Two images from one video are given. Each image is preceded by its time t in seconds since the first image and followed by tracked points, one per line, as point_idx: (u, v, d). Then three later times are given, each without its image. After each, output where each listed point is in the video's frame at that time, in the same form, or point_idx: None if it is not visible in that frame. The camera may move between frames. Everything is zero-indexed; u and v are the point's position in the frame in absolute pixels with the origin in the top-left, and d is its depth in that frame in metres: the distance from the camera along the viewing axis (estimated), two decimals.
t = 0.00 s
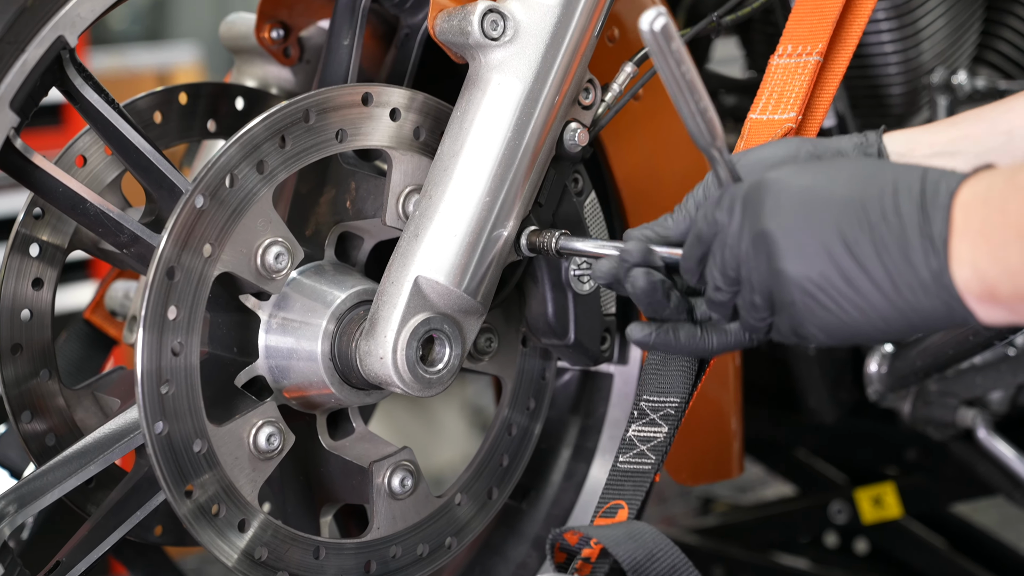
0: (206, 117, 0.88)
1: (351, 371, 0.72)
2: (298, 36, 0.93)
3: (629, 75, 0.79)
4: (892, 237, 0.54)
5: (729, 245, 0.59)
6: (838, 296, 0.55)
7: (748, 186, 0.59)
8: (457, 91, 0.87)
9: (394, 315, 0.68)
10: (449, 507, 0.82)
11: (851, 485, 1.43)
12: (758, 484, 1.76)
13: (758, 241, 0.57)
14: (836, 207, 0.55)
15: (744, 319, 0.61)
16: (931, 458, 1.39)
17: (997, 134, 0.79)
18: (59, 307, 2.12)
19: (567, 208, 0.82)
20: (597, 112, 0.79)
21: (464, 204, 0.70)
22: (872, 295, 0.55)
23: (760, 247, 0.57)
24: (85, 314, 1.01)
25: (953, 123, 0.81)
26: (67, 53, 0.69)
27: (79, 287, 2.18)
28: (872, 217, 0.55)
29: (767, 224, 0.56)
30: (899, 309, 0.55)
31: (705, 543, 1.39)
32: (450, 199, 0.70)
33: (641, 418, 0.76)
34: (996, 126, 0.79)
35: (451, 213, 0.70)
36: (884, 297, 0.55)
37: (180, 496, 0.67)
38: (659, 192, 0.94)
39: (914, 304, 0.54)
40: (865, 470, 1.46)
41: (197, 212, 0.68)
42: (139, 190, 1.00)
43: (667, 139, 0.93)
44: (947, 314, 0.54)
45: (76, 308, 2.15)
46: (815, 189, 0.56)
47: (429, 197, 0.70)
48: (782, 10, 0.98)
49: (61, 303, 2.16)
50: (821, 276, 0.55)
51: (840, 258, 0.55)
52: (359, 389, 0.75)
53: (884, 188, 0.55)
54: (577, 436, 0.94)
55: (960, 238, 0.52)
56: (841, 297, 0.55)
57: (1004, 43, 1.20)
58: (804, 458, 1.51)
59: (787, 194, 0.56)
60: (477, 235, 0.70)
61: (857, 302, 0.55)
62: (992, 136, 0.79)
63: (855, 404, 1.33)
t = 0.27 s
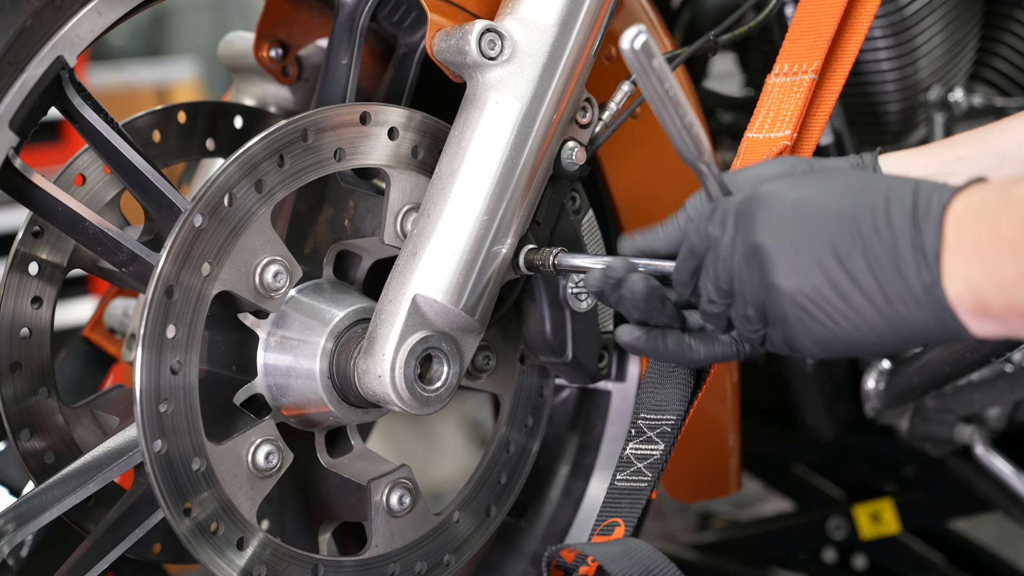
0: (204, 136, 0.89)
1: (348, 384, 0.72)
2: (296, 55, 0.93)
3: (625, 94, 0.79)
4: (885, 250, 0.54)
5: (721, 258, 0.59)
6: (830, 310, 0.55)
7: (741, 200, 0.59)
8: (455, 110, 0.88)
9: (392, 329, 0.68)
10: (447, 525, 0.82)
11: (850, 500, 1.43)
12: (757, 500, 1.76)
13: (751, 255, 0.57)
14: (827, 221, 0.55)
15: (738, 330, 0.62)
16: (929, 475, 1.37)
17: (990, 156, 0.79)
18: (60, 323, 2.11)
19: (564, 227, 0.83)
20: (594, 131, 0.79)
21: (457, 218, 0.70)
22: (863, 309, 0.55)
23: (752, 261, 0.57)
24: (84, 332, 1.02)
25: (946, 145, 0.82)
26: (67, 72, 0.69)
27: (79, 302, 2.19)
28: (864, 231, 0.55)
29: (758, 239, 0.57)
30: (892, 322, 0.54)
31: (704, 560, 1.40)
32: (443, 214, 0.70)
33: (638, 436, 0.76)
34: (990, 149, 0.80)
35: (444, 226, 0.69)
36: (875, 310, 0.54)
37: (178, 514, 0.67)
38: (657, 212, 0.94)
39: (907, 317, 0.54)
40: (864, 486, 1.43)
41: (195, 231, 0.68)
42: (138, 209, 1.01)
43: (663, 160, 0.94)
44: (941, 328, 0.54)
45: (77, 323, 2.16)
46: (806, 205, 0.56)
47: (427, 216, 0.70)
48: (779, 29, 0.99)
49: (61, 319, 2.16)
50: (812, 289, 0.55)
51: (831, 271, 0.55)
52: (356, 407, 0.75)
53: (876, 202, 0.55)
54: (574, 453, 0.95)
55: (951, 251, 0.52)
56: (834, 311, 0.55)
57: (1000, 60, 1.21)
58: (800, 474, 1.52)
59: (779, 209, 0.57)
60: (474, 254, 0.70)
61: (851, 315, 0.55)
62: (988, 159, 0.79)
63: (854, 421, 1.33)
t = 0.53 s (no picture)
0: (204, 143, 0.90)
1: (346, 392, 0.72)
2: (295, 63, 0.94)
3: (624, 101, 0.79)
4: (886, 256, 0.54)
5: (724, 263, 0.60)
6: (831, 315, 0.55)
7: (744, 205, 0.59)
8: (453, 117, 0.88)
9: (392, 337, 0.68)
10: (446, 531, 0.82)
11: (849, 506, 1.43)
12: (756, 506, 1.76)
13: (753, 260, 0.57)
14: (830, 228, 0.56)
15: (740, 334, 0.62)
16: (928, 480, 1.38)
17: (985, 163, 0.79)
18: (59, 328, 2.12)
19: (563, 234, 0.83)
20: (592, 138, 0.79)
21: (458, 223, 0.70)
22: (865, 314, 0.55)
23: (755, 266, 0.57)
24: (84, 340, 1.02)
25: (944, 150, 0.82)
26: (66, 81, 0.70)
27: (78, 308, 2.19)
28: (867, 238, 0.55)
29: (760, 244, 0.57)
30: (893, 329, 0.55)
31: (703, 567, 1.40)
32: (444, 220, 0.70)
33: (637, 444, 0.76)
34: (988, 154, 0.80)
35: (445, 232, 0.69)
36: (877, 316, 0.54)
37: (177, 521, 0.67)
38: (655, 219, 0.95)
39: (909, 323, 0.54)
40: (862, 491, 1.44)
41: (195, 239, 0.68)
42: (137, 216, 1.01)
43: (661, 168, 0.94)
44: (942, 334, 0.54)
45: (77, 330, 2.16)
46: (809, 211, 0.56)
47: (425, 223, 0.70)
48: (777, 36, 0.99)
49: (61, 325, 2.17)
50: (814, 295, 0.55)
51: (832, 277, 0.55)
52: (356, 414, 0.75)
53: (878, 209, 0.55)
54: (573, 459, 0.95)
55: (952, 258, 0.52)
56: (835, 317, 0.55)
57: (997, 67, 1.21)
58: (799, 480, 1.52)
59: (783, 214, 0.57)
60: (473, 262, 0.70)
61: (852, 322, 0.55)
62: (985, 168, 0.79)
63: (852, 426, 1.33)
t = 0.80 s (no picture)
0: (203, 146, 0.90)
1: (344, 393, 0.72)
2: (293, 66, 0.93)
3: (622, 104, 0.79)
4: (876, 260, 0.54)
5: (711, 268, 0.59)
6: (821, 319, 0.56)
7: (732, 209, 0.59)
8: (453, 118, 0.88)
9: (391, 339, 0.68)
10: (445, 533, 0.81)
11: (848, 509, 1.43)
12: (755, 508, 1.76)
13: (742, 265, 0.57)
14: (822, 232, 0.55)
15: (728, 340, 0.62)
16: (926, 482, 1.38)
17: (976, 162, 0.79)
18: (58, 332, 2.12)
19: (561, 236, 0.83)
20: (590, 140, 0.79)
21: (452, 227, 0.70)
22: (855, 318, 0.55)
23: (744, 272, 0.58)
24: (83, 342, 1.02)
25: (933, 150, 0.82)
26: (64, 83, 0.70)
27: (78, 310, 2.19)
28: (855, 240, 0.55)
29: (749, 249, 0.57)
30: (883, 332, 0.55)
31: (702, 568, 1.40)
32: (438, 224, 0.70)
33: (637, 446, 0.77)
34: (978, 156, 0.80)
35: (439, 235, 0.70)
36: (867, 320, 0.55)
37: (176, 523, 0.68)
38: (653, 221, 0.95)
39: (899, 326, 0.54)
40: (862, 495, 1.44)
41: (193, 241, 0.68)
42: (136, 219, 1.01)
43: (659, 169, 0.94)
44: (932, 336, 0.54)
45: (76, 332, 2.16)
46: (798, 215, 0.56)
47: (424, 225, 0.70)
48: (776, 38, 0.99)
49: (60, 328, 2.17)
50: (804, 299, 0.56)
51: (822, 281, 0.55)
52: (354, 416, 0.75)
53: (867, 212, 0.55)
54: (572, 462, 0.95)
55: (942, 261, 0.52)
56: (825, 320, 0.55)
57: (997, 69, 1.21)
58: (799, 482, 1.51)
59: (771, 218, 0.57)
60: (471, 264, 0.70)
61: (842, 325, 0.55)
62: (981, 170, 0.79)
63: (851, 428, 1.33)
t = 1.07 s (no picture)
0: (201, 149, 0.90)
1: (344, 398, 0.72)
2: (292, 69, 0.94)
3: (620, 107, 0.80)
4: (882, 266, 0.54)
5: (720, 274, 0.60)
6: (829, 326, 0.55)
7: (741, 216, 0.59)
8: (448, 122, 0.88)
9: (390, 343, 0.68)
10: (444, 536, 0.81)
11: (847, 511, 1.43)
12: (754, 510, 1.76)
13: (749, 272, 0.58)
14: (826, 239, 0.56)
15: (736, 344, 0.63)
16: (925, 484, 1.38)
17: (969, 165, 0.80)
18: (56, 334, 2.12)
19: (559, 240, 0.83)
20: (588, 144, 0.79)
21: (458, 233, 0.70)
22: (862, 325, 0.55)
23: (752, 278, 0.58)
24: (81, 345, 1.02)
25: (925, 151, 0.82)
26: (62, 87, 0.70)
27: (76, 313, 2.19)
28: (862, 247, 0.55)
29: (756, 255, 0.57)
30: (891, 339, 0.55)
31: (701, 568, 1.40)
32: (443, 229, 0.70)
33: (638, 453, 0.76)
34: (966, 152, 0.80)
35: (444, 241, 0.69)
36: (874, 326, 0.55)
37: (174, 527, 0.68)
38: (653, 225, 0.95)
39: (906, 333, 0.54)
40: (860, 496, 1.43)
41: (191, 245, 0.68)
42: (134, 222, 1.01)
43: (659, 172, 0.94)
44: (939, 343, 0.54)
45: (74, 336, 2.16)
46: (805, 223, 0.56)
47: (422, 228, 0.70)
48: (774, 41, 0.99)
49: (59, 331, 2.17)
50: (811, 305, 0.55)
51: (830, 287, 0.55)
52: (353, 420, 0.75)
53: (872, 219, 0.55)
54: (570, 465, 0.95)
55: (948, 267, 0.52)
56: (832, 327, 0.55)
57: (995, 72, 1.21)
58: (799, 484, 1.49)
59: (778, 226, 0.57)
60: (469, 267, 0.70)
61: (849, 332, 0.55)
62: (978, 173, 0.79)
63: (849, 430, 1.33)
